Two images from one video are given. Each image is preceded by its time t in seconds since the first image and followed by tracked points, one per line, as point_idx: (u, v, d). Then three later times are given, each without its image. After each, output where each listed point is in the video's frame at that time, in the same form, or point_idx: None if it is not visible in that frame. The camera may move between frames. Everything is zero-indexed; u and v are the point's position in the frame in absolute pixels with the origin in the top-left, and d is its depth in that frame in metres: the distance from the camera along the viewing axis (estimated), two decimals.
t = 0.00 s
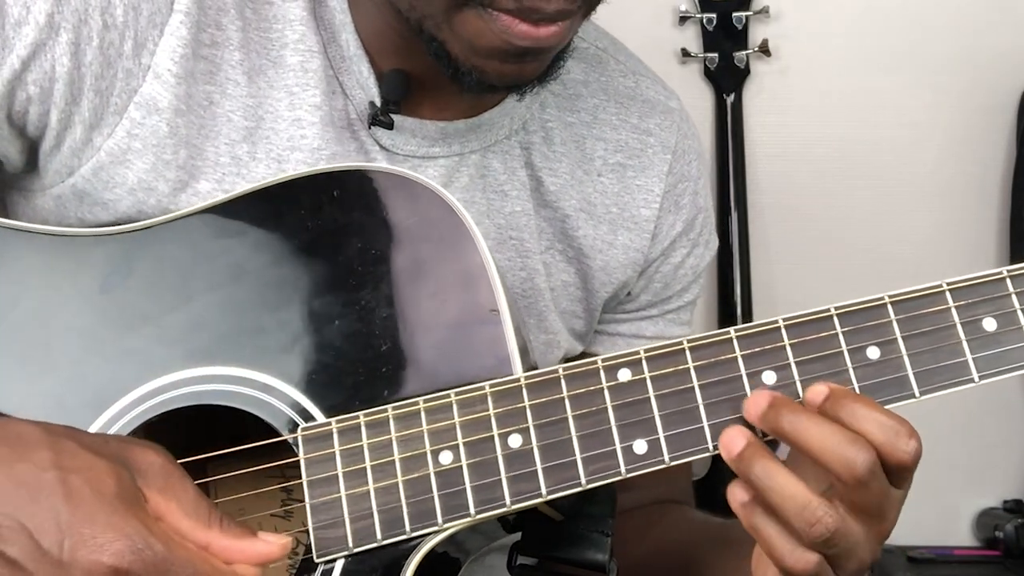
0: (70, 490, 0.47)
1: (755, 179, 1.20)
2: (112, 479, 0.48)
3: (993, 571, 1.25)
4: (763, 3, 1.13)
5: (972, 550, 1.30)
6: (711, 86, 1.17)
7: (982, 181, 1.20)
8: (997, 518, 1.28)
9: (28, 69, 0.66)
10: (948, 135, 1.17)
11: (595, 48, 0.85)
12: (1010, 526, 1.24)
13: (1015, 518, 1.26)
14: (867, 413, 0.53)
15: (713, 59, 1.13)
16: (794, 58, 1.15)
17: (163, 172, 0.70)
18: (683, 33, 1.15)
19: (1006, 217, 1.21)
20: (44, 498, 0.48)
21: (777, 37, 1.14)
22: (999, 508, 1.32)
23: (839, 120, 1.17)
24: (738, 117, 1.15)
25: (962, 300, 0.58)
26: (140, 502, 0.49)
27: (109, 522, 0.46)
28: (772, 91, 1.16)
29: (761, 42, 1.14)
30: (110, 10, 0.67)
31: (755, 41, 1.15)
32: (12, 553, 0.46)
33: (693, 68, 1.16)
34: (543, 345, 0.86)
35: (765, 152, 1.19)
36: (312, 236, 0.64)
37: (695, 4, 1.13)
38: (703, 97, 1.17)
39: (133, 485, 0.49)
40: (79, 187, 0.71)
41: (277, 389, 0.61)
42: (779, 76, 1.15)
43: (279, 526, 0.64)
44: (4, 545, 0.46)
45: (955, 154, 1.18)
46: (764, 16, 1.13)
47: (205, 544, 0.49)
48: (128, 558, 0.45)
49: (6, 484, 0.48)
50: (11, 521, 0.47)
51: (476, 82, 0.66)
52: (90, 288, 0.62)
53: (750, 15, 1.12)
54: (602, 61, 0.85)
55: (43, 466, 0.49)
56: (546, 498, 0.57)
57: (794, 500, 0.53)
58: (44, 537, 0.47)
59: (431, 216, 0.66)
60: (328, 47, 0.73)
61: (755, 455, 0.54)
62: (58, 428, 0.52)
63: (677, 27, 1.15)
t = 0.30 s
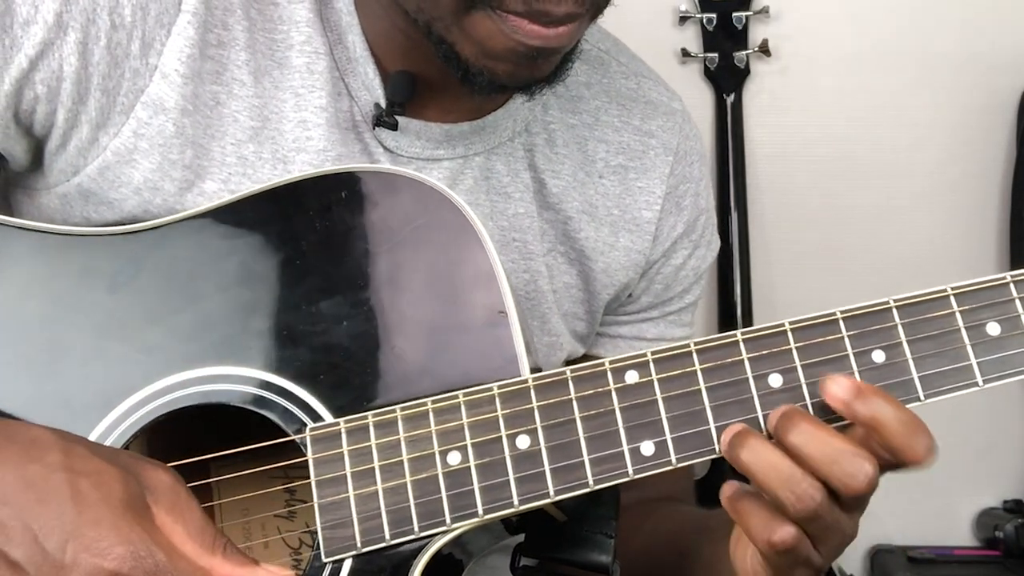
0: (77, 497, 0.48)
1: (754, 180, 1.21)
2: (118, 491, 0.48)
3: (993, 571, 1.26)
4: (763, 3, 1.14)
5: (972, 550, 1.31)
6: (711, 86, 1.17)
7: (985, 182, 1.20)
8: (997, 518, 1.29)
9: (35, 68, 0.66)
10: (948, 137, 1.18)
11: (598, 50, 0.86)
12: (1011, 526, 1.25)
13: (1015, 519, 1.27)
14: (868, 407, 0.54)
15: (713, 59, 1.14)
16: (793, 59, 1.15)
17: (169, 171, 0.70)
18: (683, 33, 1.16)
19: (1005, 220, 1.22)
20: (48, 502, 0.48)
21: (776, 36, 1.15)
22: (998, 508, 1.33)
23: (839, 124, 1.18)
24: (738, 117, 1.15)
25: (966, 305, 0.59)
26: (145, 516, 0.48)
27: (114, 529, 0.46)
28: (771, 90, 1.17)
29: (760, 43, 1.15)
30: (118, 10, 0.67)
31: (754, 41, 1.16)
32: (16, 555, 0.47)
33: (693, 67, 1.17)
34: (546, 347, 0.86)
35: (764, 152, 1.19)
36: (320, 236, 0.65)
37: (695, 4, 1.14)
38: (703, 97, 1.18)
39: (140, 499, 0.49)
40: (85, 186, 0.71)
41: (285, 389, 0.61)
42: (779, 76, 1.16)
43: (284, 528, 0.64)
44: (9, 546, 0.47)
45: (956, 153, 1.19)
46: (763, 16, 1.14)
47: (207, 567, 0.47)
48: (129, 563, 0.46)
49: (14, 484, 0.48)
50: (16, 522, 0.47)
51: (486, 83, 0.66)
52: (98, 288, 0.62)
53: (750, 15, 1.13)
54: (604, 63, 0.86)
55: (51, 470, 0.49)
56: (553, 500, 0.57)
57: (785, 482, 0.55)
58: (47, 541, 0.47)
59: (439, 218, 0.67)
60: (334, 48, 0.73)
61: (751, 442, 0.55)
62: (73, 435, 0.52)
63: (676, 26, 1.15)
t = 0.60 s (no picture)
0: (72, 478, 0.47)
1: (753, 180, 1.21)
2: (114, 464, 0.48)
3: (994, 571, 1.26)
4: (763, 3, 1.14)
5: (972, 550, 1.31)
6: (711, 86, 1.17)
7: (985, 181, 1.21)
8: (997, 518, 1.30)
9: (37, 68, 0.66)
10: (950, 137, 1.18)
11: (597, 50, 0.86)
12: (1010, 526, 1.26)
13: (1014, 518, 1.28)
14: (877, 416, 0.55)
15: (713, 59, 1.14)
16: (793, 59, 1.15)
17: (171, 172, 0.70)
18: (683, 33, 1.16)
19: (1005, 219, 1.22)
20: (46, 484, 0.48)
21: (776, 36, 1.15)
22: (999, 508, 1.33)
23: (839, 124, 1.18)
24: (738, 117, 1.15)
25: (970, 308, 0.59)
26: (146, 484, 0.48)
27: (112, 502, 0.46)
28: (771, 90, 1.17)
29: (760, 43, 1.15)
30: (120, 10, 0.67)
31: (754, 41, 1.16)
32: (25, 542, 0.47)
33: (693, 68, 1.17)
34: (548, 346, 0.86)
35: (764, 152, 1.20)
36: (324, 237, 0.65)
37: (695, 4, 1.14)
38: (702, 97, 1.18)
39: (139, 469, 0.49)
40: (86, 186, 0.71)
41: (288, 389, 0.61)
42: (779, 76, 1.16)
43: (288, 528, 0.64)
44: (15, 535, 0.47)
45: (956, 153, 1.19)
46: (763, 16, 1.14)
47: (218, 520, 0.49)
48: (136, 538, 0.46)
49: (9, 475, 0.48)
50: (18, 509, 0.47)
51: (486, 81, 0.66)
52: (101, 289, 0.62)
53: (750, 15, 1.13)
54: (603, 62, 0.86)
55: (44, 455, 0.49)
56: (558, 501, 0.57)
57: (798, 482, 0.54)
58: (48, 525, 0.47)
59: (442, 219, 0.67)
60: (336, 49, 0.73)
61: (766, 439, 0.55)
62: (64, 418, 0.52)
63: (676, 27, 1.15)
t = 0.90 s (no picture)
0: (88, 477, 0.48)
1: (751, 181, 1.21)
2: (131, 467, 0.49)
3: (992, 571, 1.27)
4: (763, 3, 1.15)
5: (970, 550, 1.32)
6: (711, 86, 1.18)
7: (985, 182, 1.21)
8: (996, 518, 1.31)
9: (38, 66, 0.66)
10: (950, 137, 1.19)
11: (595, 50, 0.86)
12: (1010, 526, 1.27)
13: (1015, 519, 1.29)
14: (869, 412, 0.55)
15: (713, 59, 1.14)
16: (793, 59, 1.16)
17: (172, 170, 0.70)
18: (683, 33, 1.16)
19: (1005, 219, 1.23)
20: (62, 485, 0.48)
21: (777, 36, 1.15)
22: (998, 508, 1.34)
23: (837, 125, 1.18)
24: (738, 117, 1.16)
25: (968, 308, 0.59)
26: (161, 487, 0.49)
27: (130, 502, 0.47)
28: (771, 90, 1.17)
29: (760, 43, 1.15)
30: (121, 8, 0.67)
31: (754, 41, 1.16)
32: (36, 540, 0.47)
33: (693, 68, 1.17)
34: (547, 346, 0.87)
35: (763, 152, 1.20)
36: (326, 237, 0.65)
37: (695, 4, 1.14)
38: (703, 97, 1.19)
39: (154, 474, 0.49)
40: (87, 184, 0.71)
41: (291, 389, 0.61)
42: (779, 76, 1.17)
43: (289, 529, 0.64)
44: (28, 531, 0.47)
45: (955, 154, 1.20)
46: (763, 16, 1.14)
47: (228, 530, 0.49)
48: (150, 539, 0.46)
49: (24, 473, 0.48)
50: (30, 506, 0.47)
51: (472, 79, 0.66)
52: (104, 288, 0.62)
53: (750, 15, 1.13)
54: (602, 62, 0.86)
55: (61, 453, 0.49)
56: (560, 500, 0.57)
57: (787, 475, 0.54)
58: (63, 523, 0.47)
59: (443, 219, 0.67)
60: (335, 47, 0.73)
61: (754, 432, 0.55)
62: (78, 418, 0.52)
63: (676, 27, 1.16)
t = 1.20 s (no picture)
0: (81, 464, 0.48)
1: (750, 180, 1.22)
2: (124, 450, 0.49)
3: (993, 571, 1.27)
4: (763, 3, 1.15)
5: (970, 550, 1.32)
6: (711, 86, 1.18)
7: (985, 182, 1.21)
8: (996, 518, 1.31)
9: (34, 65, 0.66)
10: (950, 138, 1.19)
11: (594, 49, 0.86)
12: (1011, 526, 1.27)
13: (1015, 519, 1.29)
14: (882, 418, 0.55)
15: (713, 59, 1.14)
16: (793, 59, 1.16)
17: (169, 169, 0.70)
18: (683, 33, 1.16)
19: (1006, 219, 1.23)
20: (55, 474, 0.48)
21: (777, 36, 1.15)
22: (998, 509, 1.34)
23: (837, 124, 1.18)
24: (738, 117, 1.16)
25: (967, 307, 0.59)
26: (153, 468, 0.49)
27: (122, 486, 0.47)
28: (771, 90, 1.17)
29: (760, 43, 1.15)
30: (117, 7, 0.67)
31: (754, 42, 1.16)
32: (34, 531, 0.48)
33: (693, 68, 1.17)
34: (546, 346, 0.87)
35: (764, 152, 1.20)
36: (324, 236, 0.65)
37: (695, 4, 1.14)
38: (703, 97, 1.19)
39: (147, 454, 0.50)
40: (85, 183, 0.71)
41: (290, 389, 0.61)
42: (779, 76, 1.17)
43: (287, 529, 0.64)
44: (27, 523, 0.48)
45: (955, 154, 1.20)
46: (763, 16, 1.14)
47: (228, 501, 0.50)
48: (147, 522, 0.46)
49: (16, 467, 0.48)
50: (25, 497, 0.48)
51: (463, 77, 0.66)
52: (103, 287, 0.62)
53: (750, 15, 1.13)
54: (599, 61, 0.86)
55: (52, 443, 0.49)
56: (560, 499, 0.57)
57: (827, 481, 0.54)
58: (59, 512, 0.47)
59: (442, 219, 0.67)
60: (332, 47, 0.73)
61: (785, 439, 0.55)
62: (66, 406, 0.52)
63: (677, 27, 1.16)
